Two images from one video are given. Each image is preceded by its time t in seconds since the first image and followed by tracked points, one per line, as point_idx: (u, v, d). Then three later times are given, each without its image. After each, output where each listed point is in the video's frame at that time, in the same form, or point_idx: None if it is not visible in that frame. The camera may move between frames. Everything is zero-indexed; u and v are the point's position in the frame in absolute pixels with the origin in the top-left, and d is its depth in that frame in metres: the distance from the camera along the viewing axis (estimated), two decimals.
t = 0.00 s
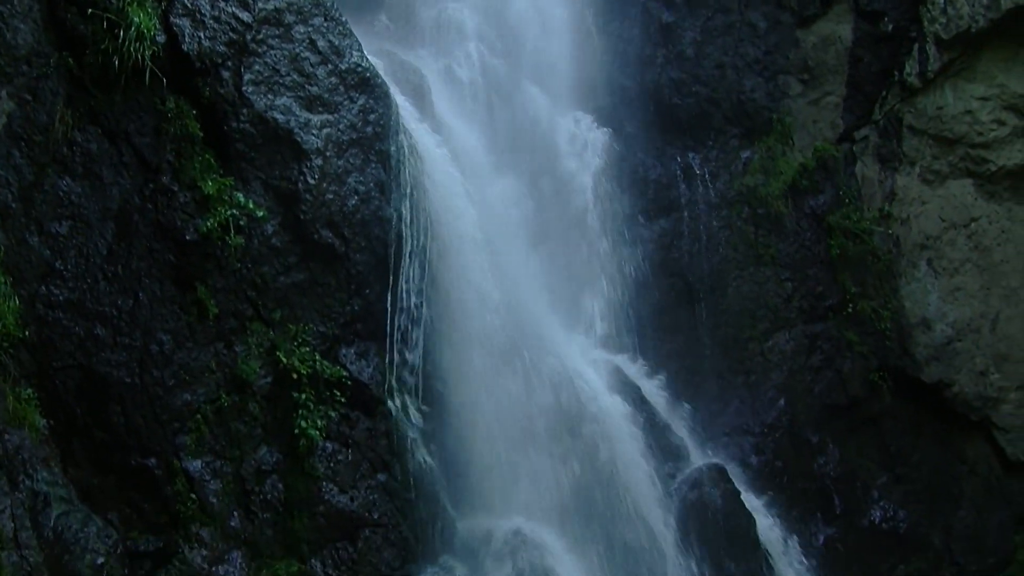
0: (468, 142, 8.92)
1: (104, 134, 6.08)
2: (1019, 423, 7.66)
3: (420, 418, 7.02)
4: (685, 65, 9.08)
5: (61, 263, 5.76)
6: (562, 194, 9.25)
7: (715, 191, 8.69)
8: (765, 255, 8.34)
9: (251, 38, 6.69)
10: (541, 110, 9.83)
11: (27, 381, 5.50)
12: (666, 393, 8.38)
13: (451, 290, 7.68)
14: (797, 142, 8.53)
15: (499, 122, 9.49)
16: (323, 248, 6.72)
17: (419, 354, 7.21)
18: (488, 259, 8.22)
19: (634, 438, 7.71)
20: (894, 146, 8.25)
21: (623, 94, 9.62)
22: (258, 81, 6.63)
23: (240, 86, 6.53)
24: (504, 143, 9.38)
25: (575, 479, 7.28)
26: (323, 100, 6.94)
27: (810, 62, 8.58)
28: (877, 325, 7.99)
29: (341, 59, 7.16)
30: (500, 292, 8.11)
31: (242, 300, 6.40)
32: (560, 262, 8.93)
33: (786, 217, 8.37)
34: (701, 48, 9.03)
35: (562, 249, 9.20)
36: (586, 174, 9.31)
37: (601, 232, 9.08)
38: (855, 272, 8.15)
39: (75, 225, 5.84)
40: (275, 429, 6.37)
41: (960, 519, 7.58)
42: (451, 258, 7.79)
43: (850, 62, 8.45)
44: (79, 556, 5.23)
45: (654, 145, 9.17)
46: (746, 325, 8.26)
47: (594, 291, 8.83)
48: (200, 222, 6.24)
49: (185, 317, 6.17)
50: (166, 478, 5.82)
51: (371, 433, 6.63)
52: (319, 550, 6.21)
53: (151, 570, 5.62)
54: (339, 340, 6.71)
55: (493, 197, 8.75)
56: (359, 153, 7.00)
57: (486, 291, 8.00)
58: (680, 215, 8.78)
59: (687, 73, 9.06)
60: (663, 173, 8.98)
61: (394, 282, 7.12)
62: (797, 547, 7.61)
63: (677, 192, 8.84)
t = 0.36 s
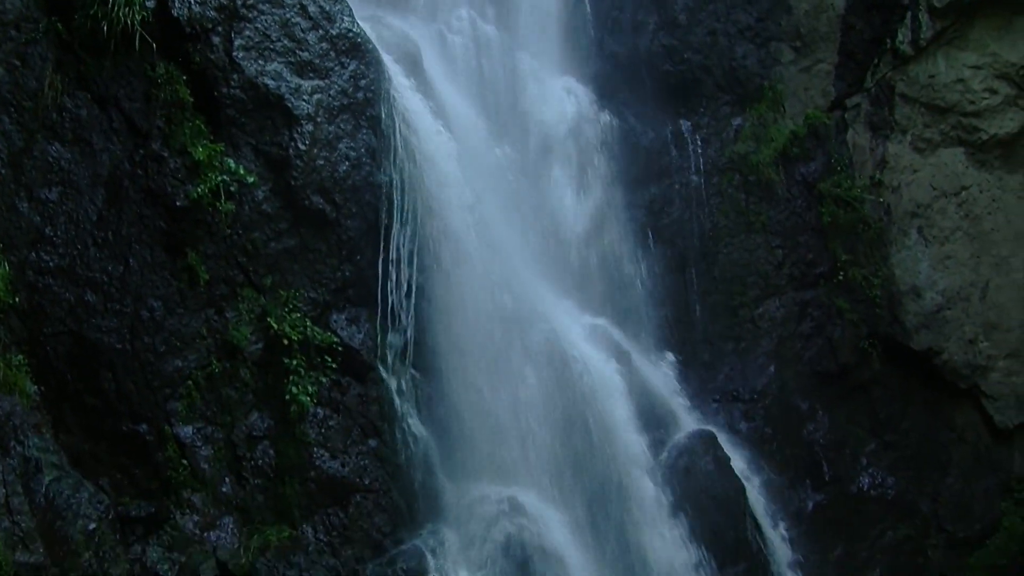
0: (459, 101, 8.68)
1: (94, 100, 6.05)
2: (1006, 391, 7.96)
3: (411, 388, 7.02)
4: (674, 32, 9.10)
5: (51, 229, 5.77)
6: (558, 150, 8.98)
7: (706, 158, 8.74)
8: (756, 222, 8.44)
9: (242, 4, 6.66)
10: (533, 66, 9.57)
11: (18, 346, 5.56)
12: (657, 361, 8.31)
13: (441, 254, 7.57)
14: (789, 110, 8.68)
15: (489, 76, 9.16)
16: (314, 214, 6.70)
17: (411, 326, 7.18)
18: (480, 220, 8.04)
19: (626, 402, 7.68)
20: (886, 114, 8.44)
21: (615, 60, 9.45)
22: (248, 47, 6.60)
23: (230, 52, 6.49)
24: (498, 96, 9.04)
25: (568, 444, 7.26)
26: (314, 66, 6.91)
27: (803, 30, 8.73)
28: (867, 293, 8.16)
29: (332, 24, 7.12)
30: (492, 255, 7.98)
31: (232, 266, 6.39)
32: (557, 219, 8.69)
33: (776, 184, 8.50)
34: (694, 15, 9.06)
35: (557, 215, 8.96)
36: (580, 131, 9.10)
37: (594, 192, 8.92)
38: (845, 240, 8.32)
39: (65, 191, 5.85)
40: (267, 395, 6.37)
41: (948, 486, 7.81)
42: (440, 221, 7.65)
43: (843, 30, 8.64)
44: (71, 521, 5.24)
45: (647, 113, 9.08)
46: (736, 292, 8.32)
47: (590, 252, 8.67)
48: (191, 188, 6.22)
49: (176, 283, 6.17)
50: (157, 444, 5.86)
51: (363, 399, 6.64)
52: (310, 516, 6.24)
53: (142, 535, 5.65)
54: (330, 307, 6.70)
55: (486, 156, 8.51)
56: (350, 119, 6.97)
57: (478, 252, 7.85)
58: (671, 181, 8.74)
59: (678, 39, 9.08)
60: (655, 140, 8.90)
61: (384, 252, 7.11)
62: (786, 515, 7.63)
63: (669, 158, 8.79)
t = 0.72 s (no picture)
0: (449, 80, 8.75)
1: (82, 71, 5.90)
2: (994, 364, 8.14)
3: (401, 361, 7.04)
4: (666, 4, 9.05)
5: (39, 200, 5.56)
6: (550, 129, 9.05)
7: (697, 131, 8.69)
8: (746, 195, 8.41)
9: None
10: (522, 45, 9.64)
11: (6, 320, 5.33)
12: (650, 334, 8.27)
13: (433, 228, 7.58)
14: (780, 81, 8.74)
15: (478, 63, 9.36)
16: (303, 184, 6.70)
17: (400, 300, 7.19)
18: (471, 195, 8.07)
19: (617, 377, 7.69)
20: (876, 88, 8.66)
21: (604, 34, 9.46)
22: (238, 17, 6.57)
23: (219, 23, 6.46)
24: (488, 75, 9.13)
25: (558, 418, 7.27)
26: (304, 36, 6.91)
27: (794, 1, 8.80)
28: (856, 267, 8.28)
29: None
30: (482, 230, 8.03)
31: (221, 237, 6.34)
32: (546, 196, 8.76)
33: (767, 157, 8.49)
34: None
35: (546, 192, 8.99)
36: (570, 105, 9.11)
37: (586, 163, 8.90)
38: (834, 213, 8.43)
39: (53, 162, 5.66)
40: (255, 366, 6.31)
41: (935, 458, 8.01)
42: (429, 197, 7.67)
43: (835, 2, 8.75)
44: (61, 493, 5.09)
45: (635, 85, 9.10)
46: (725, 263, 8.29)
47: (579, 225, 8.70)
48: (180, 159, 6.15)
49: (165, 255, 6.07)
50: (148, 417, 5.73)
51: (352, 369, 6.65)
52: (300, 487, 6.22)
53: (132, 506, 5.52)
54: (319, 278, 6.71)
55: (474, 132, 8.57)
56: (340, 90, 6.98)
57: (467, 228, 7.89)
58: (661, 152, 8.71)
59: (669, 11, 9.04)
60: (645, 113, 8.88)
61: (374, 221, 7.10)
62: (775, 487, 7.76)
63: (659, 130, 8.78)
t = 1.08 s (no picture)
0: (440, 49, 8.74)
1: (69, 37, 5.76)
2: (981, 332, 8.10)
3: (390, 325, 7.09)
4: None
5: (26, 167, 5.44)
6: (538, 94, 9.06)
7: (686, 99, 8.77)
8: (735, 163, 8.51)
9: None
10: (512, 5, 9.59)
11: None
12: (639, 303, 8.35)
13: (421, 192, 7.61)
14: (769, 50, 8.80)
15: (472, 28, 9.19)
16: (292, 150, 6.68)
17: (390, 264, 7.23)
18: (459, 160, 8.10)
19: (602, 340, 7.79)
20: (865, 57, 8.70)
21: None
22: None
23: None
24: (479, 44, 9.12)
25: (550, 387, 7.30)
26: (292, 3, 6.88)
27: None
28: (845, 235, 8.36)
29: None
30: (474, 200, 8.03)
31: (210, 203, 6.30)
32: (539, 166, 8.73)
33: (756, 125, 8.59)
34: None
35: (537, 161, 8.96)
36: (558, 70, 9.15)
37: (576, 131, 8.94)
38: (823, 179, 8.51)
39: (40, 129, 5.52)
40: (244, 333, 6.27)
41: (922, 426, 8.07)
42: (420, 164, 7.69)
43: None
44: (49, 460, 5.01)
45: (625, 53, 9.14)
46: (715, 231, 8.39)
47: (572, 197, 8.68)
48: (168, 125, 6.09)
49: (154, 222, 5.99)
50: (138, 385, 5.64)
51: (341, 336, 6.64)
52: (289, 453, 6.18)
53: (121, 474, 5.42)
54: (307, 245, 6.69)
55: (465, 104, 8.57)
56: (328, 57, 6.98)
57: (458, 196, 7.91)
58: (650, 120, 8.78)
59: None
60: (634, 80, 8.94)
61: (362, 188, 7.12)
62: (762, 452, 7.87)
63: (649, 97, 8.84)
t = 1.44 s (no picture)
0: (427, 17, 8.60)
1: (54, 4, 5.74)
2: (967, 303, 8.27)
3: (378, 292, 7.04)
4: None
5: (13, 135, 5.45)
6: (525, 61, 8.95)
7: (675, 69, 8.75)
8: (723, 132, 8.54)
9: None
10: None
11: None
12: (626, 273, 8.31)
13: (408, 160, 7.57)
14: (758, 20, 8.85)
15: None
16: (279, 119, 6.65)
17: (377, 232, 7.20)
18: (444, 130, 8.05)
19: (587, 312, 7.77)
20: (854, 27, 8.77)
21: None
22: None
23: None
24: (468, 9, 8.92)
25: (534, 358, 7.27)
26: None
27: None
28: (833, 206, 8.41)
29: None
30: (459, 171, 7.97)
31: (197, 171, 6.26)
32: (527, 135, 8.63)
33: (745, 94, 8.64)
34: None
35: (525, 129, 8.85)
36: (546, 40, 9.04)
37: (565, 100, 8.82)
38: (811, 150, 8.59)
39: (27, 97, 5.53)
40: (232, 302, 6.22)
41: (908, 396, 8.21)
42: (406, 133, 7.64)
43: None
44: (38, 429, 5.15)
45: (613, 23, 9.06)
46: (702, 200, 8.42)
47: (560, 164, 8.59)
48: (155, 94, 6.05)
49: (141, 190, 5.97)
50: (125, 353, 5.62)
51: (329, 305, 6.64)
52: (277, 422, 6.13)
53: (109, 443, 5.46)
54: (295, 214, 6.66)
55: (451, 73, 8.47)
56: (316, 25, 6.95)
57: (443, 166, 7.85)
58: (639, 90, 8.71)
59: None
60: (623, 49, 8.84)
61: (350, 154, 7.08)
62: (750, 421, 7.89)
63: (637, 67, 8.76)
